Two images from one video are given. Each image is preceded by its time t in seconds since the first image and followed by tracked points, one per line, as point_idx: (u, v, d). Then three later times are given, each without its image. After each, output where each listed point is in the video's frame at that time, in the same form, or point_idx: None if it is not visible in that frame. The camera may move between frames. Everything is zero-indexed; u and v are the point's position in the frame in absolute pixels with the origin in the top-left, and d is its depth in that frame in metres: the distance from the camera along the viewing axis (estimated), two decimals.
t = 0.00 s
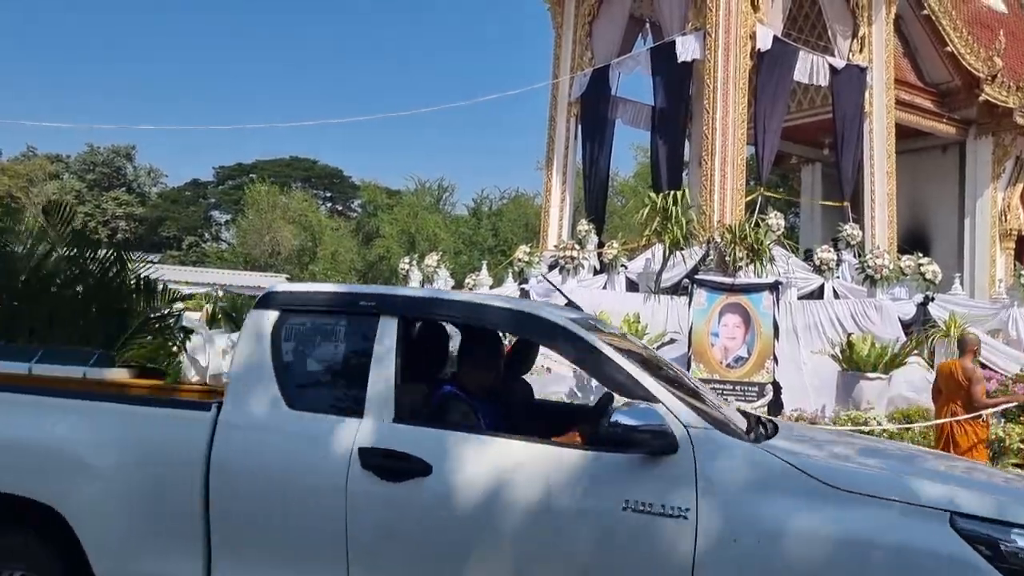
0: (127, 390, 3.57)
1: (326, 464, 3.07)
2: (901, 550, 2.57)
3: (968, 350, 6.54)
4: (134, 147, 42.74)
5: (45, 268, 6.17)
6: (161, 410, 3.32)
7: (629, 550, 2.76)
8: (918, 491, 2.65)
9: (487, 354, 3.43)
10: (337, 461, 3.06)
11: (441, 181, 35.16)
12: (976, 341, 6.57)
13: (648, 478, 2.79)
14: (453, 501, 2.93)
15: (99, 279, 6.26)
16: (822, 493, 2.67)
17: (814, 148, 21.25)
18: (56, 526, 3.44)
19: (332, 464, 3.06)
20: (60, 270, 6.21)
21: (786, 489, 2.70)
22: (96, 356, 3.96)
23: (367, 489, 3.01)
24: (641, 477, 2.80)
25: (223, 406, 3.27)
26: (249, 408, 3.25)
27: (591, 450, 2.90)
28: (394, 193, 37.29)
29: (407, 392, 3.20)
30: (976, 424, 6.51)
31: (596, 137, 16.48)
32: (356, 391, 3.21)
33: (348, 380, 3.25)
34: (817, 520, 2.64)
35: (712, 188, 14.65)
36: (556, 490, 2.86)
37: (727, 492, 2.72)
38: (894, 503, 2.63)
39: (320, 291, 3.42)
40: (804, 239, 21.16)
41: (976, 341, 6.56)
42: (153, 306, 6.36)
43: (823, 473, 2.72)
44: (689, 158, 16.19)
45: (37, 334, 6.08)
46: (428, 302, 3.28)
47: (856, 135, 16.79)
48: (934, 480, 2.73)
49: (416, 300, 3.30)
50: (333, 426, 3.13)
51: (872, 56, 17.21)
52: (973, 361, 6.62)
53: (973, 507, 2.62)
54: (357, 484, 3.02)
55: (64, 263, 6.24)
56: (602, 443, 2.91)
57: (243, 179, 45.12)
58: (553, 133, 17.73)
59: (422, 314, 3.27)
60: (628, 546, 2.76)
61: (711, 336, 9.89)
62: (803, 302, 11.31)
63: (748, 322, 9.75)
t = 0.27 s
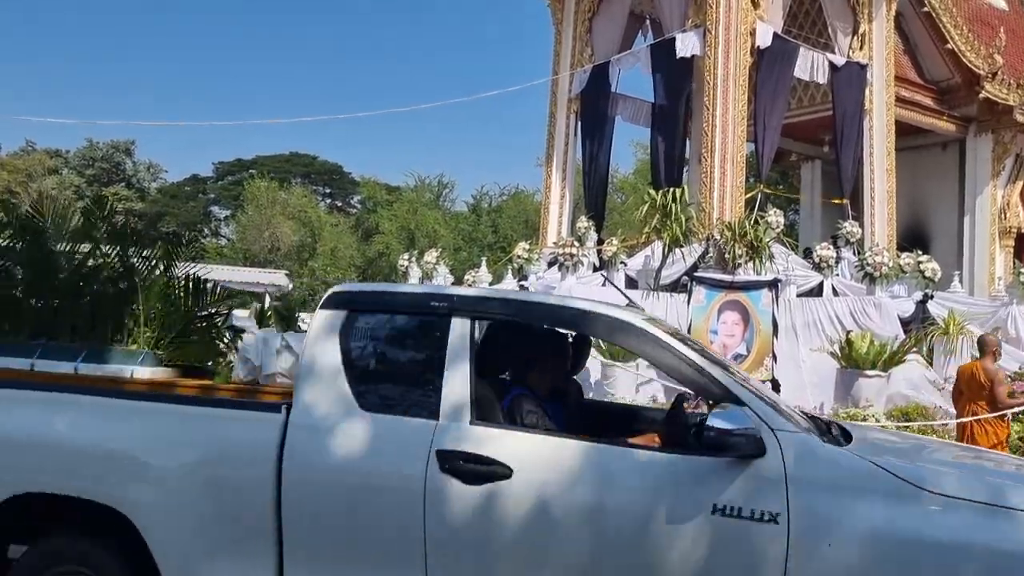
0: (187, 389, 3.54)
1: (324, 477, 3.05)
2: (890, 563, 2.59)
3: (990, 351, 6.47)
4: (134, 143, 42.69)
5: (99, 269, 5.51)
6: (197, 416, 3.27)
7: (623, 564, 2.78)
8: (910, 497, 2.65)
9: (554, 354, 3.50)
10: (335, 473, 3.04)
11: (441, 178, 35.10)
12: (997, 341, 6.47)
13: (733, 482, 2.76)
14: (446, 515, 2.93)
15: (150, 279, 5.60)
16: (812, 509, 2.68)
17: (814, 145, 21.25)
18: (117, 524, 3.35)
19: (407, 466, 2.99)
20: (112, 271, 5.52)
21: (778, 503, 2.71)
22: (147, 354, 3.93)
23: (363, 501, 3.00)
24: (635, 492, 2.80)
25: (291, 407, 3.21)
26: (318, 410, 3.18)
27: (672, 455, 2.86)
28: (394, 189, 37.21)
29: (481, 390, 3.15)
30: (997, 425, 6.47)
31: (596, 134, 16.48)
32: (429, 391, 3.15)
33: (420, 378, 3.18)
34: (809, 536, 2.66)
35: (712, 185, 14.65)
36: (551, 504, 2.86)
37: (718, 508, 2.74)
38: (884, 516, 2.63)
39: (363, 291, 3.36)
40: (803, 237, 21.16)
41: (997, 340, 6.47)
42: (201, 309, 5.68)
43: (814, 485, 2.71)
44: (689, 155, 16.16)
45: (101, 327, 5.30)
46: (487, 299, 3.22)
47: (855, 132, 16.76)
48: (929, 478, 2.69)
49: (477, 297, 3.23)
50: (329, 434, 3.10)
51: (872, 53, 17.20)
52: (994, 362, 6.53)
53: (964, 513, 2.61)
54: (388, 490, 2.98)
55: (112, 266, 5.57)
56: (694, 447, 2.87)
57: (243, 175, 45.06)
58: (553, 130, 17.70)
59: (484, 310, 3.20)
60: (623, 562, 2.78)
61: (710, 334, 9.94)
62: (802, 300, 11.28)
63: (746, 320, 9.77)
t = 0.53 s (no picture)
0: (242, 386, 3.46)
1: (318, 477, 3.01)
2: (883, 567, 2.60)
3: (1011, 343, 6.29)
4: (133, 136, 42.70)
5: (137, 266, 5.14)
6: (203, 407, 3.19)
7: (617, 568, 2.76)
8: (953, 497, 2.63)
9: (624, 354, 3.46)
10: (330, 473, 3.00)
11: (441, 171, 35.09)
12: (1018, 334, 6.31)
13: (832, 483, 2.69)
14: (439, 517, 2.90)
15: (198, 272, 5.19)
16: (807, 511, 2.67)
17: (814, 139, 21.22)
18: (186, 525, 3.21)
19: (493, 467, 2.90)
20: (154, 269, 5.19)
21: (775, 504, 2.69)
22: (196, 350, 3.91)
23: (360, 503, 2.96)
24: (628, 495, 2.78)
25: (364, 405, 3.10)
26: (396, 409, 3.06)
27: (760, 455, 2.79)
28: (393, 183, 37.19)
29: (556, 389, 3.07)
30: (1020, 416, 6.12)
31: (595, 127, 16.46)
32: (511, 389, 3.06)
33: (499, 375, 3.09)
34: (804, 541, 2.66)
35: (712, 179, 14.64)
36: (547, 506, 2.83)
37: (713, 511, 2.72)
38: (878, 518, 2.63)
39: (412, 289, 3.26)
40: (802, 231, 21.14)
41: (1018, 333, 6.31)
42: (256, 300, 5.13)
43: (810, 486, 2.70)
44: (689, 149, 16.12)
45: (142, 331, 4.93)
46: (557, 296, 3.12)
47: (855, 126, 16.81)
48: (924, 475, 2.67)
49: (549, 294, 3.14)
50: (324, 434, 3.04)
51: (873, 47, 17.15)
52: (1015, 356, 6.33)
53: (957, 514, 2.61)
54: (401, 488, 2.93)
55: (158, 267, 5.20)
56: (793, 446, 2.80)
57: (242, 168, 45.08)
58: (552, 124, 17.69)
59: (560, 307, 3.10)
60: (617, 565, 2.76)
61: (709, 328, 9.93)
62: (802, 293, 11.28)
63: (745, 314, 9.83)
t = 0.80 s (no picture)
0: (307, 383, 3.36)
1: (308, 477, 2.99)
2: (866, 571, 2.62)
3: None
4: (132, 127, 42.61)
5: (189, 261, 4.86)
6: (232, 401, 3.12)
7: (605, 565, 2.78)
8: None
9: (694, 347, 3.55)
10: (329, 469, 2.97)
11: (440, 163, 35.04)
12: None
13: (920, 479, 2.66)
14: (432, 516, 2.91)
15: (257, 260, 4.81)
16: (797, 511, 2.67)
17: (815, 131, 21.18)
18: (259, 522, 3.15)
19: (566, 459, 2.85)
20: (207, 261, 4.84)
21: (820, 503, 2.67)
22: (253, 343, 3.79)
23: (355, 503, 2.96)
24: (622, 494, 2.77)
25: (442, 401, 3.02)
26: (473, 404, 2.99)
27: (844, 452, 2.75)
28: (393, 175, 37.13)
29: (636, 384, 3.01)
30: None
31: (595, 119, 16.46)
32: (592, 385, 2.98)
33: (581, 372, 3.01)
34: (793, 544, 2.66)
35: (712, 171, 14.62)
36: (540, 510, 2.84)
37: (707, 511, 2.72)
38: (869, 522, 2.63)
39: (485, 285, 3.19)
40: (803, 223, 21.13)
41: None
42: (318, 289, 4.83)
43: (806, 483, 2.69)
44: (689, 141, 16.08)
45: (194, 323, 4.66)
46: (645, 294, 3.03)
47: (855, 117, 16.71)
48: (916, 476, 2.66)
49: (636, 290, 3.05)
50: (338, 432, 3.01)
51: (874, 38, 17.10)
52: None
53: (943, 521, 2.61)
54: (448, 485, 2.90)
55: (211, 261, 4.83)
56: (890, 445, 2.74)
57: (241, 160, 45.01)
58: (552, 115, 17.68)
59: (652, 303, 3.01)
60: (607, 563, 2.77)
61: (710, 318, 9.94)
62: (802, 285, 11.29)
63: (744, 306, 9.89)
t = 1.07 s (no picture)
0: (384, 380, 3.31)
1: (308, 481, 3.01)
2: None
3: None
4: (132, 122, 42.58)
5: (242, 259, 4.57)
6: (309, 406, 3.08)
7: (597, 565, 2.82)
8: None
9: (768, 341, 3.28)
10: (415, 475, 2.93)
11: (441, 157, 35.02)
12: None
13: (1012, 479, 2.66)
14: (429, 520, 2.93)
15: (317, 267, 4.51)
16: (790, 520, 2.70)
17: (817, 125, 21.15)
18: (342, 522, 3.14)
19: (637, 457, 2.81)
20: (260, 263, 4.56)
21: (919, 507, 2.66)
22: (309, 342, 3.69)
23: (398, 505, 2.95)
24: (617, 498, 2.80)
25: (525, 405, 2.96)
26: (547, 403, 2.94)
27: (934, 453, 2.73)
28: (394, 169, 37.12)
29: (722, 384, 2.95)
30: None
31: (596, 113, 16.43)
32: (679, 385, 2.92)
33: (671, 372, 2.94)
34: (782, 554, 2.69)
35: (714, 166, 14.60)
36: (534, 515, 2.87)
37: (700, 516, 2.74)
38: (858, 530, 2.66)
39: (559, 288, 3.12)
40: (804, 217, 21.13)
41: None
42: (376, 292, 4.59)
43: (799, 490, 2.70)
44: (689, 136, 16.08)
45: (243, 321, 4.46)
46: (728, 292, 2.99)
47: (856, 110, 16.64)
48: (907, 485, 2.68)
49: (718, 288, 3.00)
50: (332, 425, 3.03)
51: (875, 32, 17.03)
52: None
53: (925, 525, 2.65)
54: (540, 492, 2.86)
55: (268, 259, 4.57)
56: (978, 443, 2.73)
57: (242, 154, 45.00)
58: (552, 110, 17.68)
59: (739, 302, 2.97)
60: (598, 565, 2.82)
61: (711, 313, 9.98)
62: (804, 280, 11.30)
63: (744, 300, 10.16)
